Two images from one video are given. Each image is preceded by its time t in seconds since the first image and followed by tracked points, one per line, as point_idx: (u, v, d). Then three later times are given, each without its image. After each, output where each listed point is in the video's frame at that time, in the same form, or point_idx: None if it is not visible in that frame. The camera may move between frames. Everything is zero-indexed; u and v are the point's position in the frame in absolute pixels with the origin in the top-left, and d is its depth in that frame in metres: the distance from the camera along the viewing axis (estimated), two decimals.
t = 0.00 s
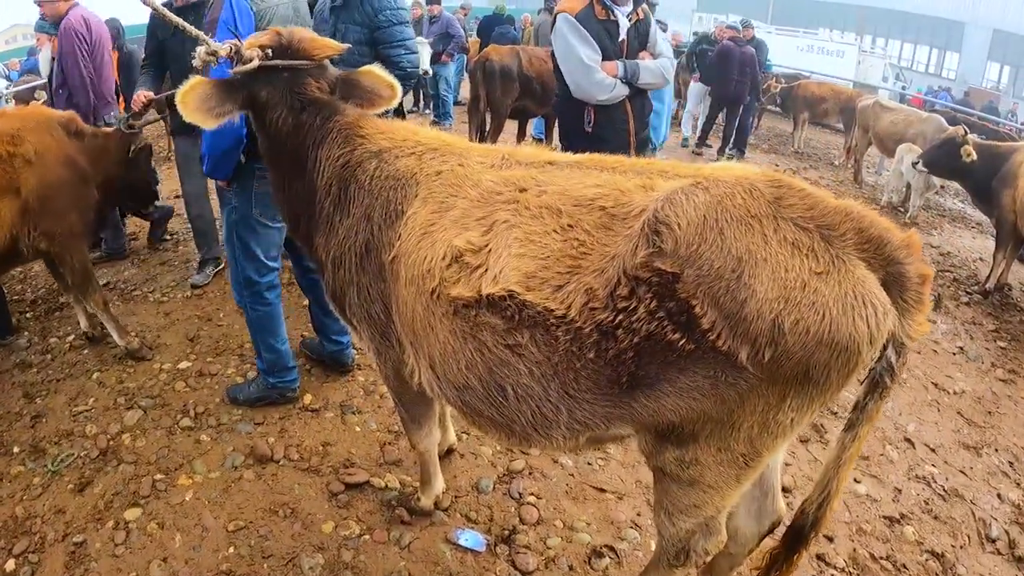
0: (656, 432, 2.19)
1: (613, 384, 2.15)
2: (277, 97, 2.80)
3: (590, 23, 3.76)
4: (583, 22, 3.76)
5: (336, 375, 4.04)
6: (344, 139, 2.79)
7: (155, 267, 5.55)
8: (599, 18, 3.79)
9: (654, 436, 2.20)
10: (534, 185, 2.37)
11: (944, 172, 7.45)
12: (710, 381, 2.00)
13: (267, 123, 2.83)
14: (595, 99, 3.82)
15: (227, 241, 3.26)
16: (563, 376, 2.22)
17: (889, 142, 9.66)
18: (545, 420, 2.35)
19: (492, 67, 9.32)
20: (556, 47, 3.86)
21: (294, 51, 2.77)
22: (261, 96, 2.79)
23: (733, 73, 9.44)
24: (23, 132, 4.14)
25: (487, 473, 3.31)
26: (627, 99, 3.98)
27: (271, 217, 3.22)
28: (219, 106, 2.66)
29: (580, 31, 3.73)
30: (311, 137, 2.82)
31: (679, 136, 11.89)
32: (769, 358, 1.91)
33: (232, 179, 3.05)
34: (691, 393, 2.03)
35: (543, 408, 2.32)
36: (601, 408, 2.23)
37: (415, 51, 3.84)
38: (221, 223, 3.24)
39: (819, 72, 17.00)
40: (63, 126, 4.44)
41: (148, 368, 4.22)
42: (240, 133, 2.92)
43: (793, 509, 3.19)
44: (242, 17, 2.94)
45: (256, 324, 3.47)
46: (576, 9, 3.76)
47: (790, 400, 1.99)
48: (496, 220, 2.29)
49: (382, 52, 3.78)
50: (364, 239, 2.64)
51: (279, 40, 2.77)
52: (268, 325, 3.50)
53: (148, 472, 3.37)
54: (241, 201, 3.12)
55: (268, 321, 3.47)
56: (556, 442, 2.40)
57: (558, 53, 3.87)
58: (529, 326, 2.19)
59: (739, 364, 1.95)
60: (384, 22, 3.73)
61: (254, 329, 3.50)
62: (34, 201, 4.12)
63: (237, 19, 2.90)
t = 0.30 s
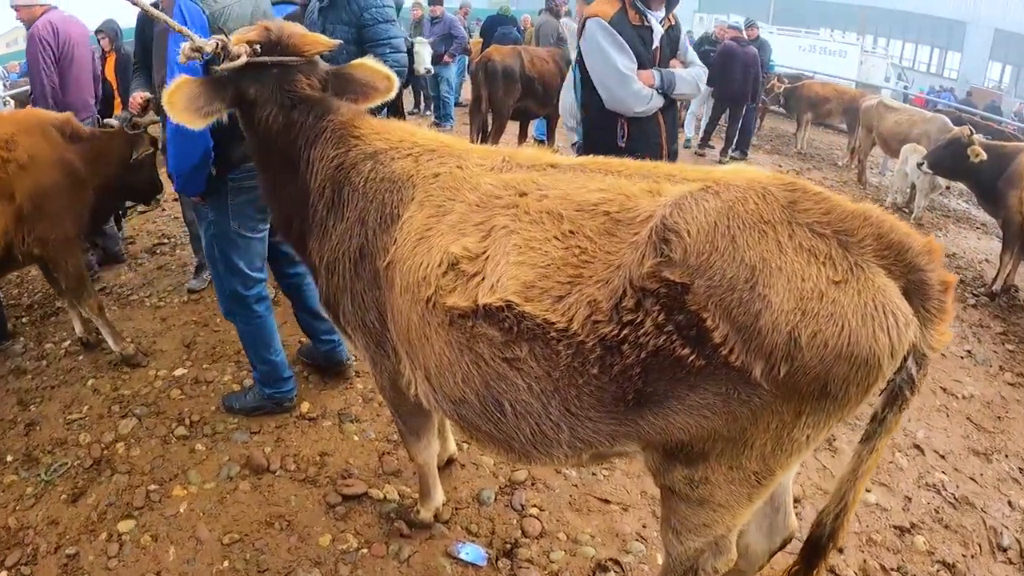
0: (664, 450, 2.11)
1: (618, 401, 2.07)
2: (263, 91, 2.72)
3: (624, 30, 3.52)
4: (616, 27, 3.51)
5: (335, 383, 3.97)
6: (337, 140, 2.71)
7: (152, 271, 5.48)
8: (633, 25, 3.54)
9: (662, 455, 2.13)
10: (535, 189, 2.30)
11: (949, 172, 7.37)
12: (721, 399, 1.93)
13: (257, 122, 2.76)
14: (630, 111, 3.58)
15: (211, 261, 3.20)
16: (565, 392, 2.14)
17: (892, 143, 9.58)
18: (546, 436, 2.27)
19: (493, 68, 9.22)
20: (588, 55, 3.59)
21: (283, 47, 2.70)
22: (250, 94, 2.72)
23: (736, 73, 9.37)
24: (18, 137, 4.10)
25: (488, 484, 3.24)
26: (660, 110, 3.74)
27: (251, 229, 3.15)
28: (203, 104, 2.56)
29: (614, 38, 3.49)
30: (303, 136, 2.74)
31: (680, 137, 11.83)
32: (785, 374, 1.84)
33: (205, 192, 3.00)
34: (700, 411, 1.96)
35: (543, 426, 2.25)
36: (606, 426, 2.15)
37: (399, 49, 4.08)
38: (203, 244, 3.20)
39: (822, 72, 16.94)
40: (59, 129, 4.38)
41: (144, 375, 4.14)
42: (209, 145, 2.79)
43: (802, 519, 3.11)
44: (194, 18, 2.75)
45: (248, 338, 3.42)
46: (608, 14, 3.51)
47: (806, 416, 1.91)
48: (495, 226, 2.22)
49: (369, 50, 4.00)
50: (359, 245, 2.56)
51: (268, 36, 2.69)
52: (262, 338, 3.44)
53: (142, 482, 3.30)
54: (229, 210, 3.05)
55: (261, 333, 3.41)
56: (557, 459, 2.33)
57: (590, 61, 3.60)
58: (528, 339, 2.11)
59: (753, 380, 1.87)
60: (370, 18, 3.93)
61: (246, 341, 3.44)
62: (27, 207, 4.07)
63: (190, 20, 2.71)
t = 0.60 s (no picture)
0: (669, 455, 2.08)
1: (624, 404, 2.04)
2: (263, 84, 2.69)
3: (710, 47, 3.45)
4: (705, 44, 3.43)
5: (334, 386, 3.93)
6: (339, 136, 2.68)
7: (152, 272, 5.44)
8: (718, 41, 3.49)
9: (668, 459, 2.09)
10: (540, 186, 2.26)
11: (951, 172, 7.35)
12: (728, 402, 1.89)
13: (257, 118, 2.72)
14: (711, 136, 3.56)
15: (204, 266, 3.19)
16: (569, 395, 2.11)
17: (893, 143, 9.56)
18: (549, 440, 2.24)
19: (497, 67, 9.26)
20: (668, 68, 3.53)
21: (288, 41, 2.68)
22: (252, 88, 2.69)
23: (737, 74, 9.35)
24: (23, 131, 4.08)
25: (491, 487, 3.20)
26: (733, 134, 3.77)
27: (243, 231, 3.11)
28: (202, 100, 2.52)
29: (702, 57, 3.41)
30: (303, 129, 2.70)
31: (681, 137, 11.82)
32: (794, 377, 1.81)
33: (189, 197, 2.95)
34: (707, 415, 1.93)
35: (545, 429, 2.21)
36: (610, 430, 2.12)
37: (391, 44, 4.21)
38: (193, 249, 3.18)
39: (822, 73, 16.94)
40: (61, 125, 4.34)
41: (142, 376, 4.11)
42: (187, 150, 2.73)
43: (807, 522, 3.08)
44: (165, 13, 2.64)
45: (241, 338, 3.37)
46: (697, 28, 3.42)
47: (816, 420, 1.88)
48: (498, 223, 2.18)
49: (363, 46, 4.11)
50: (359, 242, 2.53)
51: (272, 30, 2.68)
52: (255, 339, 3.38)
53: (140, 485, 3.26)
54: (225, 209, 3.01)
55: (257, 336, 3.38)
56: (561, 463, 2.30)
57: (669, 72, 3.53)
58: (531, 339, 2.08)
59: (761, 383, 1.84)
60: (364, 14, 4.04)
61: (241, 345, 3.40)
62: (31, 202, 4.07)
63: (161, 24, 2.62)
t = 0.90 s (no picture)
0: (668, 451, 2.10)
1: (623, 401, 2.06)
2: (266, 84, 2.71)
3: (791, 46, 3.46)
4: (788, 45, 3.44)
5: (336, 386, 3.95)
6: (346, 135, 2.70)
7: (153, 273, 5.46)
8: (797, 40, 3.50)
9: (667, 456, 2.12)
10: (542, 187, 2.29)
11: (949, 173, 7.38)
12: (725, 399, 1.92)
13: (262, 119, 2.74)
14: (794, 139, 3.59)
15: (202, 264, 3.20)
16: (570, 392, 2.13)
17: (891, 144, 9.60)
18: (549, 437, 2.26)
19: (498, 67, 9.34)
20: (745, 65, 3.55)
21: (289, 43, 2.72)
22: (256, 89, 2.71)
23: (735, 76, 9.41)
24: (39, 127, 4.16)
25: (492, 486, 3.22)
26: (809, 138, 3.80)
27: (243, 231, 3.14)
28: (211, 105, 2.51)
29: (785, 57, 3.42)
30: (309, 130, 2.73)
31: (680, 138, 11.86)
32: (790, 374, 1.83)
33: (193, 196, 2.98)
34: (705, 411, 1.95)
35: (547, 424, 2.23)
36: (610, 426, 2.14)
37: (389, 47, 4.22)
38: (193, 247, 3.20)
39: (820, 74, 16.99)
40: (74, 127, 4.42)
41: (143, 376, 4.13)
42: (193, 147, 2.75)
43: (806, 520, 3.10)
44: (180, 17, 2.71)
45: (239, 336, 3.37)
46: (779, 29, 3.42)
47: (812, 417, 1.90)
48: (502, 223, 2.21)
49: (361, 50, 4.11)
50: (365, 240, 2.54)
51: (274, 32, 2.71)
52: (252, 336, 3.39)
53: (142, 484, 3.28)
54: (228, 207, 3.04)
55: (254, 334, 3.38)
56: (562, 458, 2.32)
57: (750, 73, 3.53)
58: (533, 336, 2.10)
59: (758, 380, 1.86)
60: (362, 17, 4.05)
61: (241, 344, 3.41)
62: (48, 190, 4.14)
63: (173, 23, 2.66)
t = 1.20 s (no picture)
0: (656, 442, 2.14)
1: (611, 392, 2.11)
2: (279, 90, 2.78)
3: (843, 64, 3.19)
4: (840, 64, 3.17)
5: (335, 385, 4.00)
6: (350, 137, 2.75)
7: (153, 273, 5.50)
8: (849, 58, 3.23)
9: (655, 447, 2.16)
10: (536, 187, 2.34)
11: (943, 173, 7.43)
12: (708, 391, 1.96)
13: (268, 121, 2.79)
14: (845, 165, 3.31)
15: (215, 256, 3.26)
16: (561, 384, 2.18)
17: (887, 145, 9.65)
18: (541, 426, 2.31)
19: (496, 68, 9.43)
20: (796, 83, 3.23)
21: (292, 44, 2.80)
22: (262, 93, 2.77)
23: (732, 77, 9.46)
24: (57, 122, 4.34)
25: (488, 482, 3.27)
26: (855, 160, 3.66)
27: (255, 222, 3.18)
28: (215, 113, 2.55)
29: (839, 77, 3.14)
30: (315, 131, 2.78)
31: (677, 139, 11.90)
32: (772, 369, 1.87)
33: (207, 185, 3.03)
34: (689, 403, 1.99)
35: (538, 415, 2.28)
36: (600, 416, 2.19)
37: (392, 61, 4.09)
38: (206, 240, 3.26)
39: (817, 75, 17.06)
40: (89, 119, 4.58)
41: (144, 375, 4.17)
42: (209, 137, 2.80)
43: (797, 516, 3.15)
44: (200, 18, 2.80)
45: (246, 328, 3.42)
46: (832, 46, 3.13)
47: (794, 411, 1.95)
48: (497, 222, 2.25)
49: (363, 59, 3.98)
50: (366, 238, 2.58)
51: (276, 33, 2.79)
52: (260, 329, 3.43)
53: (144, 481, 3.32)
54: (241, 198, 3.10)
55: (263, 327, 3.43)
56: (553, 448, 2.36)
57: (800, 92, 3.23)
58: (525, 330, 2.15)
59: (740, 374, 1.90)
60: (364, 26, 4.04)
61: (246, 337, 3.45)
62: (69, 180, 4.32)
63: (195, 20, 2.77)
